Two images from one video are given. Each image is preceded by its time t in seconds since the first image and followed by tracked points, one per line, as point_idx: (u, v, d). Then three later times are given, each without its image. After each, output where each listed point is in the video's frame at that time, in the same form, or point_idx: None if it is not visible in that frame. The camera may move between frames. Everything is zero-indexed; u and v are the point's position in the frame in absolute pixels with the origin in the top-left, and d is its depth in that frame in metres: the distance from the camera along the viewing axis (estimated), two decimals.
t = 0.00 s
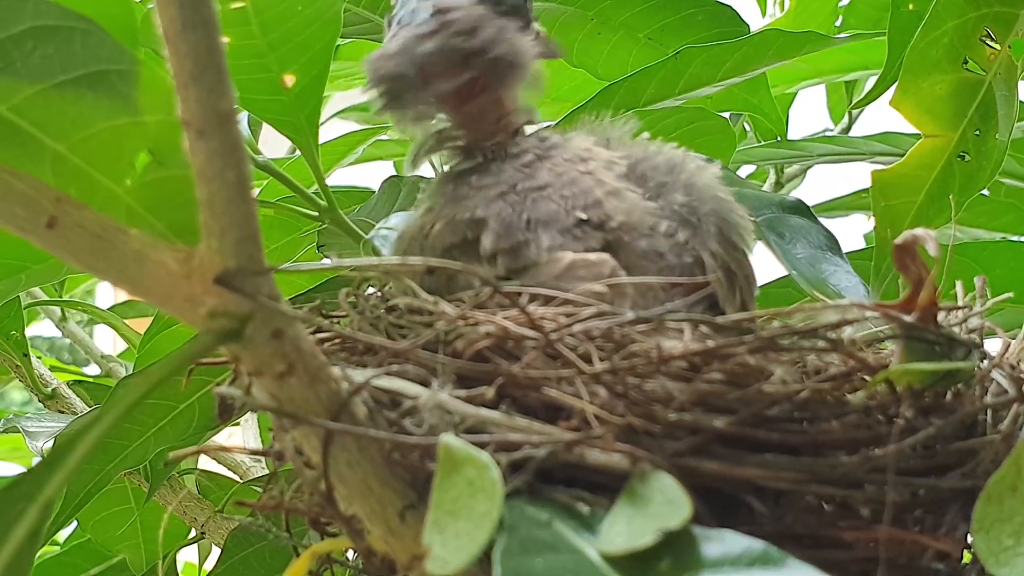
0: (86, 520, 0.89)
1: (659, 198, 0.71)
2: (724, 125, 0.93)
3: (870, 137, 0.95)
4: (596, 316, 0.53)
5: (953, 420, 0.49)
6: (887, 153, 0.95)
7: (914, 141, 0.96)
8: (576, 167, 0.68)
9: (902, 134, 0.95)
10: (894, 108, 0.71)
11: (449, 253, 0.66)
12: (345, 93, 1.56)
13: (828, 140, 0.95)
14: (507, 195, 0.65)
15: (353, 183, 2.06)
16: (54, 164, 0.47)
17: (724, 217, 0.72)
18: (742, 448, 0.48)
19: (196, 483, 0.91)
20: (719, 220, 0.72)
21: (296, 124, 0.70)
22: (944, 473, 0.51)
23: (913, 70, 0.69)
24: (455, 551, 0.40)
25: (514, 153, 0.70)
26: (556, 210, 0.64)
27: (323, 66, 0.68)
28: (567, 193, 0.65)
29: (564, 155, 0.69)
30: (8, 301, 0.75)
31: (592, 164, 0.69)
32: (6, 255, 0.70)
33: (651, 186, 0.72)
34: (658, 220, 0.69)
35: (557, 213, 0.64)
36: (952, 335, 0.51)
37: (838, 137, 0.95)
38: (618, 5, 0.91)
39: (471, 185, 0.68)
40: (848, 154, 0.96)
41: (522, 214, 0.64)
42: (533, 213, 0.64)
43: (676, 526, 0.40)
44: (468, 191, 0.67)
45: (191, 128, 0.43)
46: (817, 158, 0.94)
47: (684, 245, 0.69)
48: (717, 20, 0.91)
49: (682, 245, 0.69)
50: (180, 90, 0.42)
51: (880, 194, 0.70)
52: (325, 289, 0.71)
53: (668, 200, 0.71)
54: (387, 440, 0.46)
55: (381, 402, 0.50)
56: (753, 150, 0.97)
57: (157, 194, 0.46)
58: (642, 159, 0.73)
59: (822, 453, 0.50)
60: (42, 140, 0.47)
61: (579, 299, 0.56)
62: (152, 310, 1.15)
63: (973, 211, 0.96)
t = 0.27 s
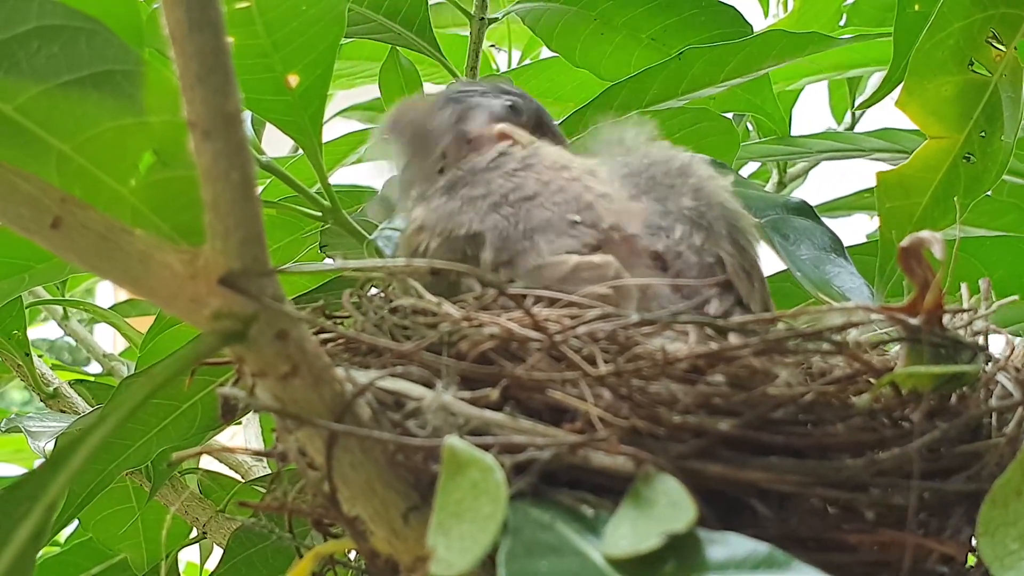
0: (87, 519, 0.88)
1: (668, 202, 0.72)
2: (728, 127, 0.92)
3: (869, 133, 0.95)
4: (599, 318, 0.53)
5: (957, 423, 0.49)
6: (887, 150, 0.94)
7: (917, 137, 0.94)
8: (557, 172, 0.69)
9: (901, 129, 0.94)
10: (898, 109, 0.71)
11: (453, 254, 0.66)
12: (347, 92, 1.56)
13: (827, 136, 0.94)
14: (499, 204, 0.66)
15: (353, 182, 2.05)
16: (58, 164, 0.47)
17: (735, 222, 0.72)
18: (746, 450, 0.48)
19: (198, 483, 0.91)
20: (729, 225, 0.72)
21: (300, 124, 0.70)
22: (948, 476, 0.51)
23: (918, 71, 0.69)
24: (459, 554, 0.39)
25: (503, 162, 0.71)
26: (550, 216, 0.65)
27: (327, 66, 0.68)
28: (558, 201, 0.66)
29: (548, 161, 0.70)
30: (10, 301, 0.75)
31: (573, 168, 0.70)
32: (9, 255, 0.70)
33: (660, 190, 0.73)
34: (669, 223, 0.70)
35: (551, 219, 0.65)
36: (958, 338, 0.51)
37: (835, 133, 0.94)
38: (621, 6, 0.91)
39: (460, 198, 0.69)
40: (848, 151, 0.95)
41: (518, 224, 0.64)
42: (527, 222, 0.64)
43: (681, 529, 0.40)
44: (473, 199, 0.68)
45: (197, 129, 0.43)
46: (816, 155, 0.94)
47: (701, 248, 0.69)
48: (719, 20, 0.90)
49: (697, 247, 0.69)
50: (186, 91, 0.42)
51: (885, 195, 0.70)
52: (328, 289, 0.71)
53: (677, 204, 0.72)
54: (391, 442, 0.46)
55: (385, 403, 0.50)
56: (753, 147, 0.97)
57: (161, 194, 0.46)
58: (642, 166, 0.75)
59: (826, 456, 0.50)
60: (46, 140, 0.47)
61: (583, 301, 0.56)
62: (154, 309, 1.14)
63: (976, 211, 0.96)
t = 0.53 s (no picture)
0: (87, 519, 0.89)
1: (691, 220, 0.70)
2: (727, 126, 0.92)
3: (862, 129, 0.94)
4: (599, 317, 0.53)
5: (957, 424, 0.49)
6: (879, 146, 0.94)
7: (907, 132, 0.94)
8: (583, 201, 0.68)
9: (896, 126, 0.94)
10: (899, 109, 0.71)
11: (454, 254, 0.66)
12: (346, 92, 1.56)
13: (817, 132, 0.94)
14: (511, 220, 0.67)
15: (352, 181, 2.06)
16: (58, 163, 0.47)
17: (755, 247, 0.71)
18: (746, 450, 0.48)
19: (198, 482, 0.91)
20: (750, 248, 0.71)
21: (301, 123, 0.70)
22: (948, 477, 0.51)
23: (919, 71, 0.69)
24: (459, 554, 0.39)
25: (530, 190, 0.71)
26: (569, 239, 0.64)
27: (327, 65, 0.68)
28: (582, 224, 0.65)
29: (582, 185, 0.70)
30: (10, 300, 0.75)
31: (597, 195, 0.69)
32: (8, 254, 0.70)
33: (684, 209, 0.71)
34: (692, 241, 0.68)
35: (570, 241, 0.64)
36: (959, 339, 0.51)
37: (826, 129, 0.94)
38: (621, 5, 0.91)
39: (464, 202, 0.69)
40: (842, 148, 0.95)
41: (538, 238, 0.65)
42: (547, 237, 0.65)
43: (680, 529, 0.40)
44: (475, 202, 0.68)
45: (196, 129, 0.42)
46: (807, 151, 0.94)
47: (724, 269, 0.67)
48: (720, 19, 0.91)
49: (721, 269, 0.67)
50: (186, 91, 0.42)
51: (886, 195, 0.70)
52: (328, 288, 0.71)
53: (701, 222, 0.70)
54: (390, 442, 0.46)
55: (385, 403, 0.50)
56: (746, 144, 0.97)
57: (161, 194, 0.46)
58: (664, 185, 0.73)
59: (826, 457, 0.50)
60: (46, 139, 0.47)
61: (583, 301, 0.56)
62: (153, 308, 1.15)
63: (975, 211, 0.96)
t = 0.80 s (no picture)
0: (84, 519, 0.89)
1: (670, 220, 0.71)
2: (723, 124, 0.92)
3: (864, 130, 0.94)
4: (593, 315, 0.53)
5: (950, 420, 0.49)
6: (881, 147, 0.94)
7: (908, 134, 0.94)
8: (561, 201, 0.68)
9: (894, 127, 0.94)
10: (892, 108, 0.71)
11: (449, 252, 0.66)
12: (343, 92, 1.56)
13: (819, 133, 0.94)
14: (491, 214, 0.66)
15: (350, 182, 2.06)
16: (51, 163, 0.47)
17: (733, 245, 0.73)
18: (739, 447, 0.48)
19: (194, 482, 0.91)
20: (729, 245, 0.72)
21: (294, 122, 0.70)
22: (942, 473, 0.51)
23: (912, 70, 0.69)
24: (452, 550, 0.39)
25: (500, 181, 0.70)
26: (550, 238, 0.64)
27: (320, 65, 0.68)
28: (558, 224, 0.65)
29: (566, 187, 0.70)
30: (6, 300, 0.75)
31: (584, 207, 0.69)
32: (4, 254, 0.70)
33: (660, 209, 0.72)
34: (671, 241, 0.69)
35: (552, 240, 0.64)
36: (951, 335, 0.51)
37: (828, 129, 0.94)
38: (617, 4, 0.91)
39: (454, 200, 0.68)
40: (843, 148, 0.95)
41: (520, 238, 0.64)
42: (528, 238, 0.64)
43: (673, 525, 0.40)
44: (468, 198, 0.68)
45: (189, 127, 0.43)
46: (809, 151, 0.94)
47: (705, 268, 0.68)
48: (715, 19, 0.91)
49: (700, 267, 0.68)
50: (179, 89, 0.42)
51: (879, 193, 0.70)
52: (321, 288, 0.71)
53: (680, 222, 0.71)
54: (384, 439, 0.46)
55: (379, 401, 0.50)
56: (745, 144, 0.97)
57: (154, 192, 0.46)
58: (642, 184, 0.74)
59: (819, 453, 0.50)
60: (40, 138, 0.47)
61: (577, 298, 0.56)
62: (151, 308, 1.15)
63: (970, 210, 0.96)
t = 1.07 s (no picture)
0: (81, 520, 0.89)
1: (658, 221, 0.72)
2: (719, 123, 0.92)
3: (860, 139, 0.94)
4: (587, 313, 0.53)
5: (944, 416, 0.49)
6: (877, 156, 0.94)
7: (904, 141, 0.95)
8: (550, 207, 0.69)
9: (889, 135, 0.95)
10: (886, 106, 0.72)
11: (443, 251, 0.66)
12: (340, 93, 1.56)
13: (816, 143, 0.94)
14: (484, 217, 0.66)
15: (347, 182, 2.06)
16: (45, 164, 0.47)
17: (723, 245, 0.73)
18: (733, 444, 0.48)
19: (192, 483, 0.92)
20: (717, 243, 0.72)
21: (288, 122, 0.70)
22: (935, 470, 0.51)
23: (906, 68, 0.70)
24: (447, 548, 0.40)
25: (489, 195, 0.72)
26: (541, 239, 0.64)
27: (315, 66, 0.68)
28: (547, 226, 0.66)
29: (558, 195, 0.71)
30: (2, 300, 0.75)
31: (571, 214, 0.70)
32: None
33: (648, 211, 0.73)
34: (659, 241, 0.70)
35: (541, 242, 0.64)
36: (944, 332, 0.52)
37: (826, 139, 0.94)
38: (613, 4, 0.91)
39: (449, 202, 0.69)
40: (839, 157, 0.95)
41: (511, 240, 0.64)
42: (518, 239, 0.64)
43: (667, 522, 0.40)
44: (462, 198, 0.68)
45: (182, 126, 0.43)
46: (806, 161, 0.93)
47: (695, 266, 0.69)
48: (711, 18, 0.91)
49: (690, 265, 0.69)
50: (171, 89, 0.42)
51: (872, 191, 0.70)
52: (316, 289, 0.71)
53: (669, 223, 0.72)
54: (378, 438, 0.46)
55: (373, 400, 0.50)
56: (743, 153, 0.97)
57: (149, 192, 0.46)
58: (628, 186, 0.75)
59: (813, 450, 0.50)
60: (34, 139, 0.47)
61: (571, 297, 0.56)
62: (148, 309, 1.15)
63: (967, 208, 0.96)
